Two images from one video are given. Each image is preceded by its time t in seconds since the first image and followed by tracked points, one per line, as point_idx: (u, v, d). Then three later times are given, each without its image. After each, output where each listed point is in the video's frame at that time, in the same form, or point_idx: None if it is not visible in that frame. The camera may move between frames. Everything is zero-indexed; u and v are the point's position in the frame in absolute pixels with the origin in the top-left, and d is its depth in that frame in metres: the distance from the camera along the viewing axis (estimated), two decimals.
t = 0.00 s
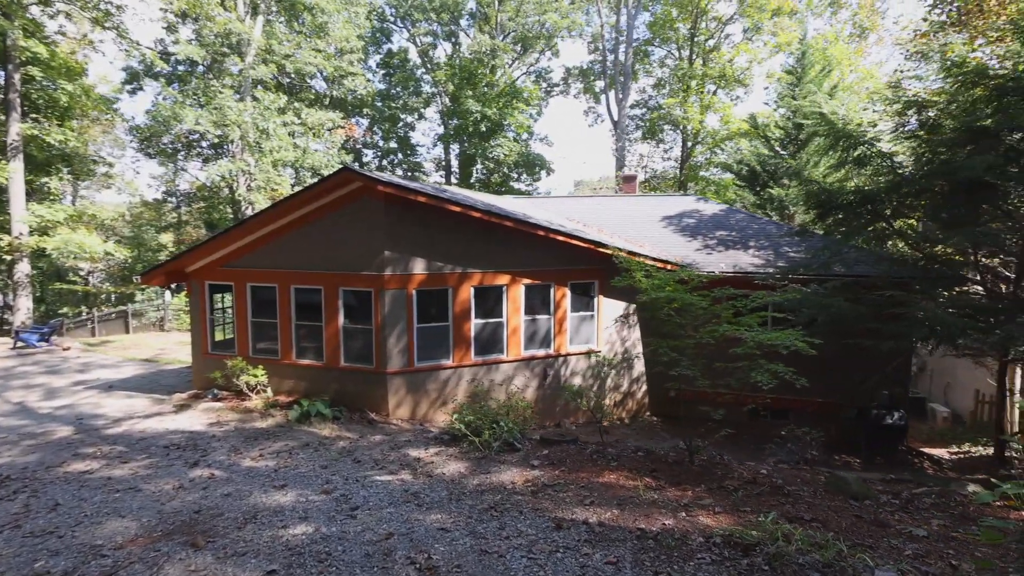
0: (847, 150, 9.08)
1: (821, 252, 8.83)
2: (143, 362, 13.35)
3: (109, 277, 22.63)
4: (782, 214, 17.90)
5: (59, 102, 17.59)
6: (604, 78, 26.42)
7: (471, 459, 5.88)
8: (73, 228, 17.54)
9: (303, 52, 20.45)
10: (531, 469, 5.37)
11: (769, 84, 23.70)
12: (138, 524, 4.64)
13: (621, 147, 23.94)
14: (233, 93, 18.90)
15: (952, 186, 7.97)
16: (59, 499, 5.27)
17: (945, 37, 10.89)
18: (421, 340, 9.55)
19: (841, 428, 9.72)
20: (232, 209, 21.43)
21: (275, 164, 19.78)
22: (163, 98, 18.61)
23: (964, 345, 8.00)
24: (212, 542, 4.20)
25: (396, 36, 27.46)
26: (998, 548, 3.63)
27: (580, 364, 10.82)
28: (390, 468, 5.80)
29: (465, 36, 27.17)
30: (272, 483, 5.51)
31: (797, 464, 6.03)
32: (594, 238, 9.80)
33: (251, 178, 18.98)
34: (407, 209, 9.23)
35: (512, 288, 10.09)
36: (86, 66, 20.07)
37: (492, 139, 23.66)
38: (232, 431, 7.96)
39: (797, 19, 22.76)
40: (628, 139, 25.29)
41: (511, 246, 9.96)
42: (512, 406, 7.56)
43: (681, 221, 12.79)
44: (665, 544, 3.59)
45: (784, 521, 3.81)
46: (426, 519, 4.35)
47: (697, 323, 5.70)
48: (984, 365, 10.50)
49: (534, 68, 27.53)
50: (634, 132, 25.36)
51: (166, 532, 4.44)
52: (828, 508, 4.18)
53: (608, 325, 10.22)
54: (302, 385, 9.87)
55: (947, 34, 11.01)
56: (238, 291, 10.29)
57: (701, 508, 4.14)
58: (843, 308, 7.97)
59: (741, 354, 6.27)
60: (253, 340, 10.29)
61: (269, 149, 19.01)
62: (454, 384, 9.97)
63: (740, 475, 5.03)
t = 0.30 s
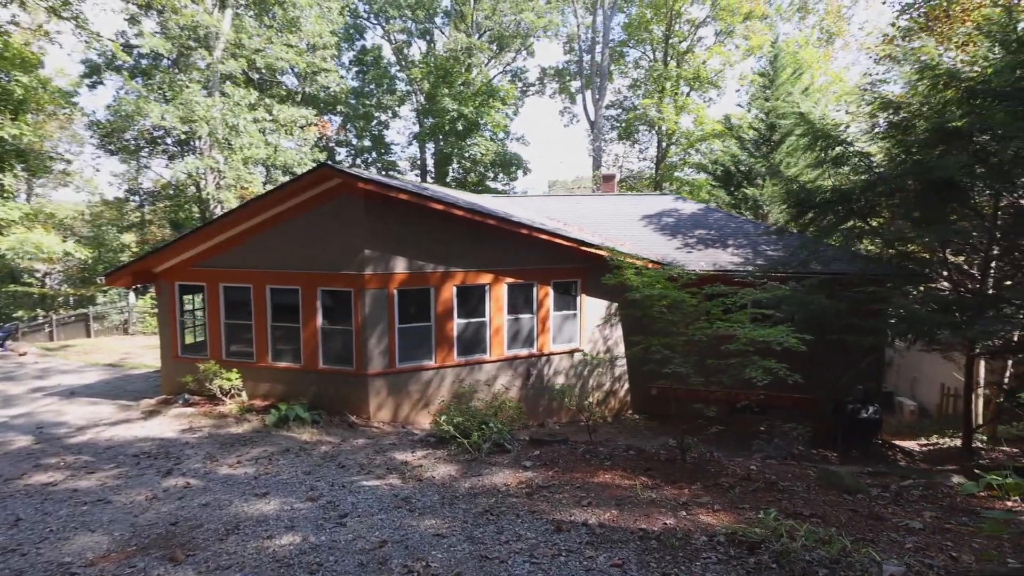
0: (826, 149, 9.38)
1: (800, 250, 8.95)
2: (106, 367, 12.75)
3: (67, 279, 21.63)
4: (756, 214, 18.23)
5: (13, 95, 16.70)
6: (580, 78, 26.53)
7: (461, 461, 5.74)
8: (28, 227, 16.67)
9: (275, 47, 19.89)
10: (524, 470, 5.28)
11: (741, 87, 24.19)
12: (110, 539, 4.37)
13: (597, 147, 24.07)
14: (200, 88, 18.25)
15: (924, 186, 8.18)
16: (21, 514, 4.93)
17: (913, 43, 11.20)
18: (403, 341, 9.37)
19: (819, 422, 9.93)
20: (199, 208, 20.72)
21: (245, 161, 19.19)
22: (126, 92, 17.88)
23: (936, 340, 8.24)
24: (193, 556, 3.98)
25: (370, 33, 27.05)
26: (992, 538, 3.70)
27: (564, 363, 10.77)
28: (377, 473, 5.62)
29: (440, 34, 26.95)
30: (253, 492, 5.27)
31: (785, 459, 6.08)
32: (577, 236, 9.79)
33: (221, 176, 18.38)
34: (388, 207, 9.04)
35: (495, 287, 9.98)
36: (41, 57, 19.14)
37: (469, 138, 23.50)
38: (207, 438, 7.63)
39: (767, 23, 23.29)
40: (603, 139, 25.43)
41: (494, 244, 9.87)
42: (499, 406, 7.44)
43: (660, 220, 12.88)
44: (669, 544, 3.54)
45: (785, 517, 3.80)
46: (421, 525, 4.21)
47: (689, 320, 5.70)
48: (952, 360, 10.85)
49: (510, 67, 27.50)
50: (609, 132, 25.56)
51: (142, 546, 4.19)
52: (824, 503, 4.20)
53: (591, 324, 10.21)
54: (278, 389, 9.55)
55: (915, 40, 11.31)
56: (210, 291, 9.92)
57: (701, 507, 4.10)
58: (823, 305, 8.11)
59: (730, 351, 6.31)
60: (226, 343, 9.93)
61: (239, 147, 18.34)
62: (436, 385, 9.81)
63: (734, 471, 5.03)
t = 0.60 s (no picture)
0: (802, 149, 9.57)
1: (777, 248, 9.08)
2: (64, 373, 12.09)
3: (18, 281, 20.52)
4: (730, 213, 18.59)
5: None
6: (555, 78, 26.64)
7: (449, 463, 5.61)
8: None
9: (243, 41, 19.31)
10: (515, 471, 5.20)
11: (712, 89, 24.72)
12: (76, 557, 4.08)
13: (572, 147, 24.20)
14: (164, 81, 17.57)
15: (893, 185, 8.41)
16: None
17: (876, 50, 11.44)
18: (382, 341, 9.18)
19: (793, 417, 10.15)
20: (162, 207, 19.95)
21: (212, 158, 18.59)
22: (84, 84, 17.09)
23: (907, 334, 8.49)
24: (169, 571, 3.74)
25: (341, 29, 26.59)
26: (979, 525, 3.76)
27: (545, 362, 10.73)
28: (363, 477, 5.45)
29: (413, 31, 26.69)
30: (231, 500, 5.02)
31: (770, 453, 6.14)
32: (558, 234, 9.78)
33: (187, 173, 17.76)
34: (367, 204, 8.83)
35: (477, 286, 9.86)
36: None
37: (443, 136, 23.34)
38: (177, 445, 7.29)
39: (737, 27, 23.86)
40: (578, 139, 25.60)
41: (475, 243, 9.77)
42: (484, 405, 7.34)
43: (638, 219, 12.96)
44: (670, 540, 3.48)
45: (781, 511, 3.79)
46: (413, 529, 4.08)
47: (678, 316, 5.73)
48: (918, 354, 11.24)
49: (484, 66, 27.43)
50: (583, 132, 25.74)
51: (112, 563, 3.93)
52: (817, 495, 4.22)
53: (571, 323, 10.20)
54: (252, 393, 9.23)
55: (879, 47, 11.73)
56: (177, 292, 9.51)
57: (696, 502, 4.07)
58: (800, 301, 8.28)
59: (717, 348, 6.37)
60: (195, 346, 9.53)
61: (205, 143, 17.72)
62: (416, 386, 9.65)
63: (725, 467, 5.04)
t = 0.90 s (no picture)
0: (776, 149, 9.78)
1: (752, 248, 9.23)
2: (15, 381, 11.41)
3: None
4: (702, 213, 19.03)
5: None
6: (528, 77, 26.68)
7: (435, 466, 5.48)
8: None
9: (206, 33, 18.64)
10: (504, 472, 5.12)
11: (682, 90, 25.16)
12: None
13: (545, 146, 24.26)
14: (123, 74, 16.80)
15: (865, 185, 8.64)
16: None
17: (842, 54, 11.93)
18: (360, 342, 8.95)
19: (768, 412, 10.36)
20: (120, 205, 19.09)
21: (175, 154, 17.90)
22: (36, 76, 16.20)
23: (877, 330, 8.75)
24: None
25: (310, 24, 26.03)
26: (963, 514, 3.82)
27: (525, 361, 10.67)
28: (346, 483, 5.27)
29: (384, 28, 26.33)
30: (206, 511, 4.77)
31: (753, 448, 6.22)
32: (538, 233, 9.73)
33: (148, 170, 17.04)
34: (343, 201, 8.60)
35: (456, 285, 9.73)
36: None
37: (416, 135, 23.09)
38: (143, 454, 6.92)
39: (706, 31, 24.36)
40: (552, 139, 25.68)
41: (454, 242, 9.64)
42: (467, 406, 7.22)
43: (616, 219, 13.03)
44: (669, 539, 3.44)
45: (777, 505, 3.80)
46: (403, 536, 3.94)
47: (664, 312, 5.75)
48: (884, 349, 11.62)
49: (456, 65, 27.29)
50: (556, 132, 25.83)
51: None
52: (808, 488, 4.26)
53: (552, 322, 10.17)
54: (223, 398, 8.88)
55: (844, 53, 12.17)
56: (140, 293, 9.06)
57: (691, 499, 4.06)
58: (777, 298, 8.44)
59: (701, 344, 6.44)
60: (161, 350, 9.11)
61: (167, 139, 16.99)
62: (395, 388, 9.46)
63: (714, 463, 5.07)
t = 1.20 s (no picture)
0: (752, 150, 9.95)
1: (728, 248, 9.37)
2: None
3: None
4: (676, 213, 19.27)
5: None
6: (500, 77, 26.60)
7: (424, 472, 5.33)
8: None
9: (167, 24, 17.87)
10: (496, 476, 5.01)
11: (653, 92, 25.51)
12: None
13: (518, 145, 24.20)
14: (77, 66, 15.95)
15: (838, 185, 8.86)
16: None
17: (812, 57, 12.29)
18: (337, 344, 8.70)
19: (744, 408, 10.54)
20: (75, 203, 18.13)
21: (134, 150, 17.12)
22: None
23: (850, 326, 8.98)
24: None
25: (276, 18, 25.33)
26: (952, 505, 3.90)
27: (505, 362, 10.56)
28: (331, 491, 5.07)
29: (353, 24, 25.88)
30: (182, 524, 4.51)
31: (739, 445, 6.26)
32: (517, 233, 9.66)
33: (105, 167, 16.23)
34: (319, 200, 8.34)
35: (436, 286, 9.56)
36: None
37: (388, 132, 22.72)
38: (108, 465, 6.54)
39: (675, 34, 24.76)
40: (526, 138, 25.64)
41: (433, 242, 9.48)
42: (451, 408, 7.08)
43: (593, 218, 13.07)
44: (672, 540, 3.39)
45: (775, 502, 3.80)
46: (397, 546, 3.79)
47: (653, 311, 5.73)
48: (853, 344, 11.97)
49: (428, 62, 27.00)
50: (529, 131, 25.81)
51: None
52: (801, 484, 4.29)
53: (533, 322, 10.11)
54: (192, 404, 8.50)
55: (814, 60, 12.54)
56: (101, 297, 8.59)
57: (689, 498, 4.04)
58: (756, 296, 8.57)
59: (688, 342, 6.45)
60: (124, 355, 8.66)
61: (125, 134, 16.25)
62: (374, 391, 9.24)
63: (706, 461, 5.07)
